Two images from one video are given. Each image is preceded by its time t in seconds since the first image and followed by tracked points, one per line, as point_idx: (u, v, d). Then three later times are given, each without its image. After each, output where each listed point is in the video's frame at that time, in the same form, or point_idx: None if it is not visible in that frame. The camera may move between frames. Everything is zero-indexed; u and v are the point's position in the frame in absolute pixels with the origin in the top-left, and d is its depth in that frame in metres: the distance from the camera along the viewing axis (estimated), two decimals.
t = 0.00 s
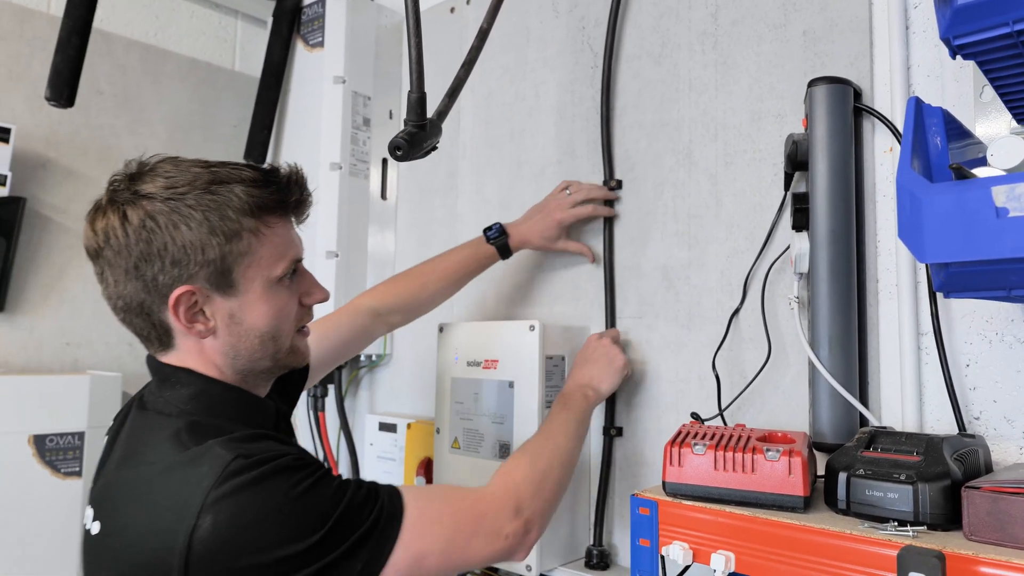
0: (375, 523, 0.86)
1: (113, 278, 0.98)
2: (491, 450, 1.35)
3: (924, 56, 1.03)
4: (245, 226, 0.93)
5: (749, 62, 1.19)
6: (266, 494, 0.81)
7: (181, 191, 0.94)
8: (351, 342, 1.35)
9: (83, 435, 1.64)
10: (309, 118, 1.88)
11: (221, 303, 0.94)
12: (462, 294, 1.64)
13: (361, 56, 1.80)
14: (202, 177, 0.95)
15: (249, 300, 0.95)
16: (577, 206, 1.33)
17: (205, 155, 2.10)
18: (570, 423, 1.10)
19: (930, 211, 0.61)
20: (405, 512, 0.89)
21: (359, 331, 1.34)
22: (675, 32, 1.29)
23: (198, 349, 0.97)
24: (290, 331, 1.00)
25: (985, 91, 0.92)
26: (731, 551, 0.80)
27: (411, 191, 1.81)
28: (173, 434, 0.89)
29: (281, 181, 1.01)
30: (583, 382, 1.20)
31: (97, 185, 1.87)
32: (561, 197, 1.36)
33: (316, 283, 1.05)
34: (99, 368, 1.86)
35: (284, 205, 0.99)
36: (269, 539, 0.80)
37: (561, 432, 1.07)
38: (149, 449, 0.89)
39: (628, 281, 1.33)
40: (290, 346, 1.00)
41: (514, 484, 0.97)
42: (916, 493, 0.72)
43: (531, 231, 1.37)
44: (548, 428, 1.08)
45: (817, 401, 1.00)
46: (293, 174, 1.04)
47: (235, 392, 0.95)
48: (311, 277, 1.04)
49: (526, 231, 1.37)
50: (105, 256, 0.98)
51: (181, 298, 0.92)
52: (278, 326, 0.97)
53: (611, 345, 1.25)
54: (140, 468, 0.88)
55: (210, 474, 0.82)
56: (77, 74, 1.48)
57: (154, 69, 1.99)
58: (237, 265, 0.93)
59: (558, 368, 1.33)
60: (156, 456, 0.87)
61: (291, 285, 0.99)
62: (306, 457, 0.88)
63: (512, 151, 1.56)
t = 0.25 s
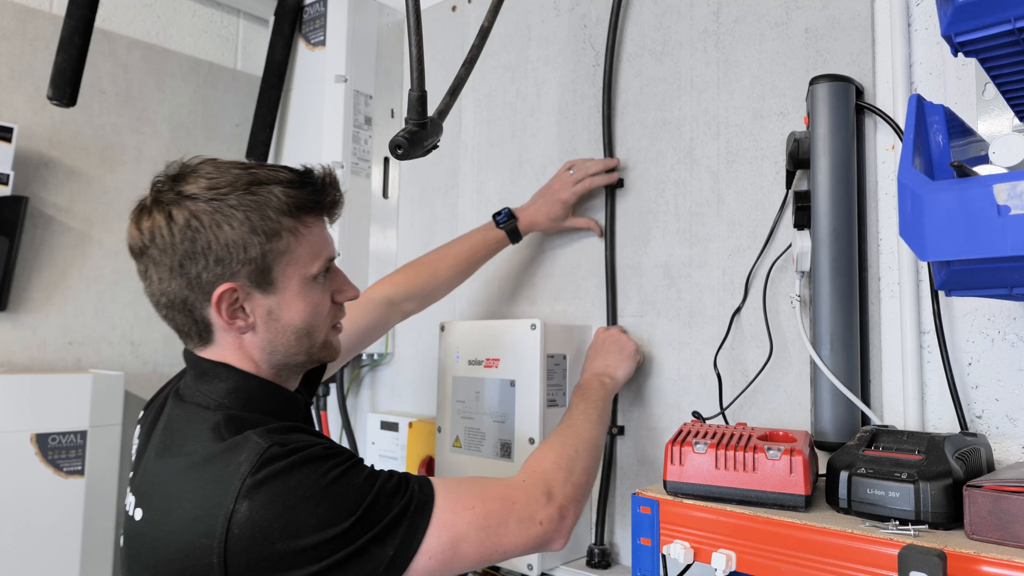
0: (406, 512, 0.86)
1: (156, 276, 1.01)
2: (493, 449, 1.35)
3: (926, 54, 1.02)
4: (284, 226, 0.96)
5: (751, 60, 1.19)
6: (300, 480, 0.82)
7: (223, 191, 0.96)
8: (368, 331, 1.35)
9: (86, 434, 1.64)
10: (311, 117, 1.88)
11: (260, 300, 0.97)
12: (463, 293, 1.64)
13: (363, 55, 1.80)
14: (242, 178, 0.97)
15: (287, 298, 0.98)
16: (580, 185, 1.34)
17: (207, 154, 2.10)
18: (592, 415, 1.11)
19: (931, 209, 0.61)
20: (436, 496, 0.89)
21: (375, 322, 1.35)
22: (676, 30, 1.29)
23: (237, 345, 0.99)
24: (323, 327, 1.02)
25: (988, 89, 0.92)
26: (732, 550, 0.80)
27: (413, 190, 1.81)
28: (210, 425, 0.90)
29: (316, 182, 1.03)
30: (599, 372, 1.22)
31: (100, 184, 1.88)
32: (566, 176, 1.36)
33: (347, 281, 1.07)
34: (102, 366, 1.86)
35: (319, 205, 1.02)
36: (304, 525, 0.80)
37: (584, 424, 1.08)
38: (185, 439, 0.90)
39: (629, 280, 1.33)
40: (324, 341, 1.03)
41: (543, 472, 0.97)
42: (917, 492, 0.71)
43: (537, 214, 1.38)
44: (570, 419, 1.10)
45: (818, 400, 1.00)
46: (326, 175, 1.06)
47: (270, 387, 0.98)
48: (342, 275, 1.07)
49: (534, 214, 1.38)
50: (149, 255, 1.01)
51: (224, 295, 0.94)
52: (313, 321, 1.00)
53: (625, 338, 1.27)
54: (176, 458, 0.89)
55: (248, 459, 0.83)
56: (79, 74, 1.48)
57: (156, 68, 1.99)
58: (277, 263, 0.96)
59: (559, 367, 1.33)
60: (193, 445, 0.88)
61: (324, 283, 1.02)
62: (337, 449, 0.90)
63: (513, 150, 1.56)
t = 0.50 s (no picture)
0: (421, 516, 0.87)
1: (185, 279, 1.03)
2: (492, 449, 1.35)
3: (925, 53, 1.02)
4: (311, 229, 0.99)
5: (750, 60, 1.19)
6: (315, 485, 0.84)
7: (252, 196, 0.99)
8: (385, 324, 1.38)
9: (86, 433, 1.64)
10: (311, 117, 1.88)
11: (286, 302, 0.99)
12: (463, 293, 1.64)
13: (363, 55, 1.80)
14: (270, 183, 1.00)
15: (311, 299, 1.00)
16: (587, 174, 1.34)
17: (207, 154, 2.10)
18: (594, 417, 1.12)
19: (929, 209, 0.61)
20: (451, 504, 0.90)
21: (391, 315, 1.38)
22: (676, 30, 1.29)
23: (263, 346, 1.02)
24: (346, 328, 1.05)
25: (987, 89, 0.92)
26: (730, 550, 0.80)
27: (413, 190, 1.80)
28: (231, 428, 0.92)
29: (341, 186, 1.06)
30: (599, 370, 1.24)
31: (100, 184, 1.88)
32: (572, 166, 1.36)
33: (369, 284, 1.10)
34: (102, 366, 1.86)
35: (345, 209, 1.05)
36: (320, 529, 0.82)
37: (586, 428, 1.09)
38: (208, 441, 0.93)
39: (629, 280, 1.33)
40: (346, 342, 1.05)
41: (554, 480, 0.98)
42: (915, 492, 0.71)
43: (545, 204, 1.38)
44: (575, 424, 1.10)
45: (818, 400, 1.00)
46: (349, 179, 1.09)
47: (293, 389, 1.00)
48: (365, 278, 1.09)
49: (542, 204, 1.38)
50: (179, 257, 1.03)
51: (252, 297, 0.97)
52: (336, 323, 1.02)
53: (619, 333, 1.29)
54: (199, 459, 0.91)
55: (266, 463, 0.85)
56: (78, 74, 1.48)
57: (156, 68, 1.99)
58: (303, 266, 0.99)
59: (558, 366, 1.32)
60: (215, 447, 0.91)
61: (348, 285, 1.04)
62: (355, 453, 0.91)
63: (513, 149, 1.56)
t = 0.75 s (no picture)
0: (424, 521, 0.87)
1: (194, 285, 1.04)
2: (489, 450, 1.35)
3: (920, 55, 1.02)
4: (319, 238, 0.99)
5: (746, 62, 1.19)
6: (318, 491, 0.85)
7: (261, 205, 0.99)
8: (390, 328, 1.38)
9: (83, 434, 1.64)
10: (309, 118, 1.88)
11: (292, 309, 1.00)
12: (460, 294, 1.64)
13: (360, 56, 1.80)
14: (280, 191, 1.01)
15: (317, 307, 1.01)
16: (584, 174, 1.34)
17: (205, 155, 2.10)
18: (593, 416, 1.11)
19: (922, 211, 0.61)
20: (455, 506, 0.90)
21: (395, 320, 1.38)
22: (672, 32, 1.29)
23: (268, 353, 1.02)
24: (351, 336, 1.05)
25: (980, 91, 0.93)
26: (725, 551, 0.80)
27: (410, 191, 1.81)
28: (236, 434, 0.93)
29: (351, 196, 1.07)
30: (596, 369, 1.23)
31: (97, 185, 1.88)
32: (569, 167, 1.37)
33: (374, 292, 1.10)
34: (99, 367, 1.86)
35: (352, 219, 1.05)
36: (324, 535, 0.83)
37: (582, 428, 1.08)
38: (213, 448, 0.93)
39: (625, 281, 1.33)
40: (351, 350, 1.06)
41: (555, 480, 0.98)
42: (909, 493, 0.72)
43: (545, 206, 1.39)
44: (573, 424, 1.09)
45: (813, 401, 1.00)
46: (358, 189, 1.09)
47: (297, 395, 1.00)
48: (370, 287, 1.10)
49: (542, 206, 1.39)
50: (188, 264, 1.04)
51: (258, 304, 0.97)
52: (342, 330, 1.03)
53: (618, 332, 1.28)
54: (205, 465, 0.92)
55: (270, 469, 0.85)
56: (75, 74, 1.48)
57: (153, 69, 1.99)
58: (309, 274, 0.99)
59: (555, 368, 1.33)
60: (221, 453, 0.91)
61: (353, 293, 1.05)
62: (357, 458, 0.92)
63: (510, 150, 1.56)
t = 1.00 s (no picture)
0: (416, 546, 0.84)
1: (181, 285, 1.05)
2: (487, 451, 1.35)
3: (917, 58, 1.03)
4: (302, 240, 0.99)
5: (744, 64, 1.19)
6: (311, 504, 0.82)
7: (246, 206, 0.99)
8: (383, 333, 1.39)
9: (80, 436, 1.63)
10: (307, 119, 1.88)
11: (278, 310, 1.00)
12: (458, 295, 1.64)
13: (358, 57, 1.80)
14: (264, 193, 1.01)
15: (303, 308, 1.00)
16: (581, 180, 1.35)
17: (203, 156, 2.10)
18: (563, 427, 1.00)
19: (919, 214, 0.62)
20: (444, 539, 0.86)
21: (387, 326, 1.38)
22: (670, 34, 1.29)
23: (255, 353, 1.02)
24: (339, 337, 1.04)
25: (977, 93, 0.92)
26: (723, 553, 0.81)
27: (407, 192, 1.80)
28: (231, 437, 0.92)
29: (338, 197, 1.06)
30: (568, 360, 1.09)
31: (94, 186, 1.88)
32: (567, 175, 1.38)
33: (364, 293, 1.09)
34: (96, 368, 1.86)
35: (338, 221, 1.04)
36: (311, 552, 0.80)
37: (553, 443, 0.99)
38: (210, 449, 0.93)
39: (623, 282, 1.33)
40: (339, 352, 1.05)
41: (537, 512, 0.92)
42: (906, 494, 0.72)
43: (540, 214, 1.39)
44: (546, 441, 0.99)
45: (810, 403, 1.00)
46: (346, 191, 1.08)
47: (288, 394, 0.99)
48: (360, 288, 1.09)
49: (537, 214, 1.39)
50: (176, 265, 1.05)
51: (243, 305, 0.98)
52: (329, 332, 1.02)
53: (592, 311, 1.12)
54: (200, 467, 0.91)
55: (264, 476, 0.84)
56: (73, 75, 1.48)
57: (151, 70, 1.99)
58: (294, 276, 0.99)
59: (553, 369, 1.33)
60: (215, 455, 0.91)
61: (341, 295, 1.04)
62: (354, 475, 0.89)
63: (508, 151, 1.57)
